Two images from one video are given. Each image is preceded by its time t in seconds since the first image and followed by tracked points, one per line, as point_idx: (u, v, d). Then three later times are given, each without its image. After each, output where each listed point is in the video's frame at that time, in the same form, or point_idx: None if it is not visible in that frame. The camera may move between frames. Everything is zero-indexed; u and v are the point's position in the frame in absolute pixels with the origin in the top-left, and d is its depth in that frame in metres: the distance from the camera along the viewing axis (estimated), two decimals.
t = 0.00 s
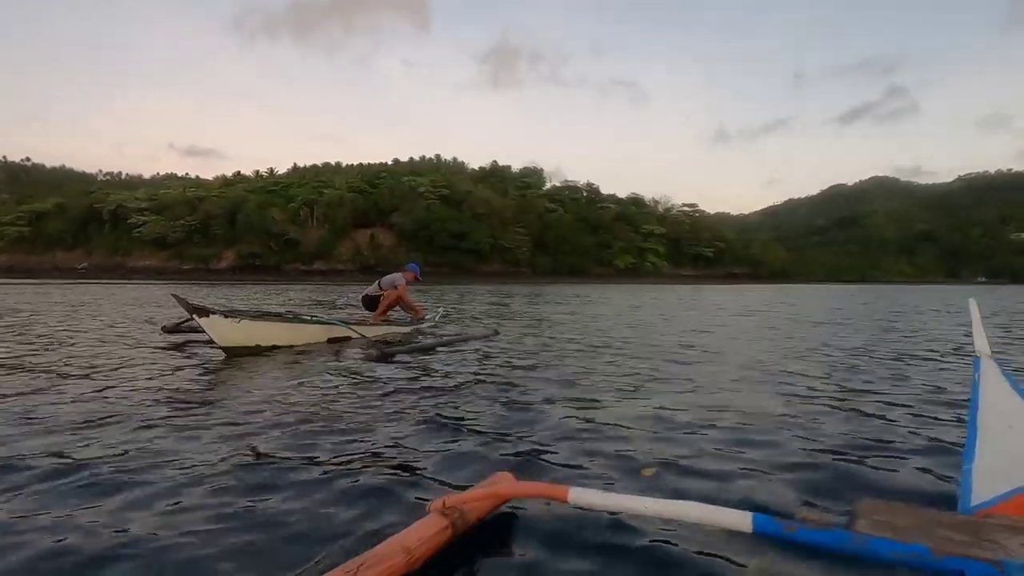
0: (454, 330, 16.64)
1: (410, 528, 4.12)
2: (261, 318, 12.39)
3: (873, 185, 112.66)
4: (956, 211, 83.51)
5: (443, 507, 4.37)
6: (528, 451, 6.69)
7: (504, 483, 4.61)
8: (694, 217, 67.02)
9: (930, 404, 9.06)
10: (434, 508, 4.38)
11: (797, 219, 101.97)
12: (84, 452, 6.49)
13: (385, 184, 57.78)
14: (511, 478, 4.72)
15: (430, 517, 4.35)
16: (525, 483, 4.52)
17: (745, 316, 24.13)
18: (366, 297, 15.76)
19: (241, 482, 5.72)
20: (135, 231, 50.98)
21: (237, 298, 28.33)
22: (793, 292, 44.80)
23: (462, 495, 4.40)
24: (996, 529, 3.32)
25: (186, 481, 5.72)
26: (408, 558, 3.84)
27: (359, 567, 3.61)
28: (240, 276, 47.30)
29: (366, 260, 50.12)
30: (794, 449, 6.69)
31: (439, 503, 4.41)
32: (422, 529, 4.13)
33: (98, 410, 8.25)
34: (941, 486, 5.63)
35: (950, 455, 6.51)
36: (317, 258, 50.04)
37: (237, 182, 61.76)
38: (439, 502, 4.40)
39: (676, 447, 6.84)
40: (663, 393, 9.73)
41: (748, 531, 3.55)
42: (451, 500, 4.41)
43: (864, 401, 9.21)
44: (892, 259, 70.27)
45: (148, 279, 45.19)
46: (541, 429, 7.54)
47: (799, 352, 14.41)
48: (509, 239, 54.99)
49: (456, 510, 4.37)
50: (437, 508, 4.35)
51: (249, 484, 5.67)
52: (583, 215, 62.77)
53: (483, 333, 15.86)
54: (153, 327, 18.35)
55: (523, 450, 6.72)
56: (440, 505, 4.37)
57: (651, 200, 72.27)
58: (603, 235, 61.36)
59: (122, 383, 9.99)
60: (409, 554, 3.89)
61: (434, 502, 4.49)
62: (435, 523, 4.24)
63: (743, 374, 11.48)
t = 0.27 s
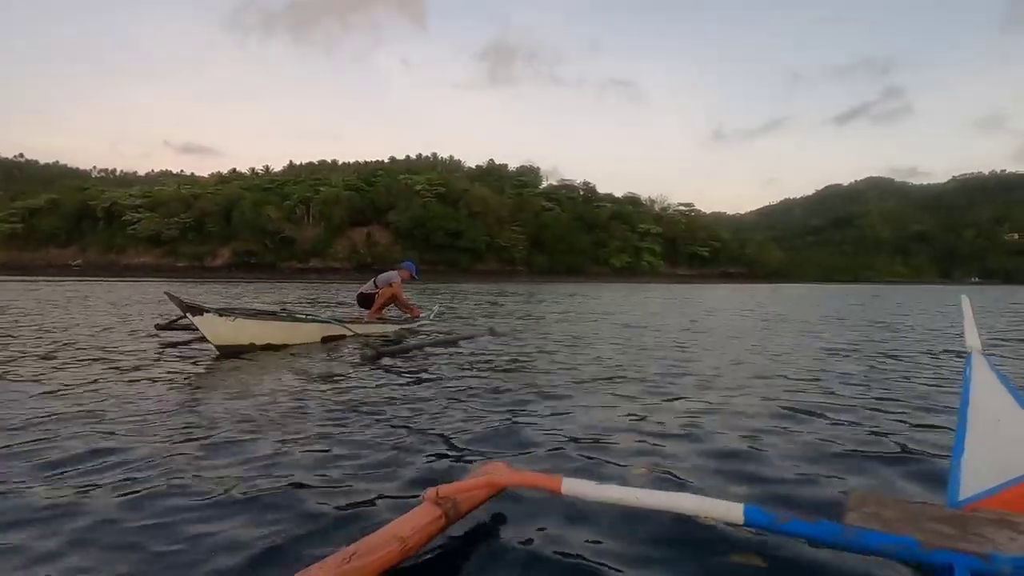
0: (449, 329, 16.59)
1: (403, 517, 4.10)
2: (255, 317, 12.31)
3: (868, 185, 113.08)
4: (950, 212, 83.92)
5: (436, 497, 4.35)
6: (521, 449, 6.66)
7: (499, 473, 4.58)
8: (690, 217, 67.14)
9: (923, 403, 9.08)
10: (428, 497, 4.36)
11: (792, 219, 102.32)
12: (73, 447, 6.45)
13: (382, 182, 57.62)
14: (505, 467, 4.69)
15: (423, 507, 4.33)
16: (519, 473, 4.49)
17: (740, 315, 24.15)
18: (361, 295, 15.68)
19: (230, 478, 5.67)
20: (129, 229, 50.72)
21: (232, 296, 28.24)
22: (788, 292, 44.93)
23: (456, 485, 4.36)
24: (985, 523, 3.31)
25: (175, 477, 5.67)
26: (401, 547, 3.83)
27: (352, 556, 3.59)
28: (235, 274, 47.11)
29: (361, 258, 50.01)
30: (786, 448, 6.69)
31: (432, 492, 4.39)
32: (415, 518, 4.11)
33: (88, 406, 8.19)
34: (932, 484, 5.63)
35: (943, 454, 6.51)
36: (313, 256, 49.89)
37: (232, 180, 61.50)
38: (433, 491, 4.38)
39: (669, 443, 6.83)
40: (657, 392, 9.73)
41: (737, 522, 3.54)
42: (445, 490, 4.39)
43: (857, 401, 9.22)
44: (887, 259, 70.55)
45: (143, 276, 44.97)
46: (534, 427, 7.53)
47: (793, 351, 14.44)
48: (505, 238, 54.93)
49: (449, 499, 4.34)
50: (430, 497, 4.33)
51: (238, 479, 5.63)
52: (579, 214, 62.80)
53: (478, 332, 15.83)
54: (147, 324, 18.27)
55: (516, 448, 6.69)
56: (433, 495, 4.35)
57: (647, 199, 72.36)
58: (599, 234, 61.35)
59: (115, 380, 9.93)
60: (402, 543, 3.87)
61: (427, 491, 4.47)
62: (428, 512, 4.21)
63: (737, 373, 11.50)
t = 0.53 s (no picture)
0: (441, 329, 16.57)
1: (391, 513, 4.09)
2: (245, 318, 12.27)
3: (860, 186, 113.87)
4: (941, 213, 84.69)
5: (424, 491, 4.34)
6: (508, 451, 6.67)
7: (486, 469, 4.57)
8: (683, 217, 67.39)
9: (909, 402, 9.14)
10: (416, 492, 4.35)
11: (785, 219, 102.92)
12: (56, 450, 6.41)
13: (375, 181, 57.49)
14: (494, 463, 4.69)
15: (411, 502, 4.32)
16: (507, 469, 4.49)
17: (732, 316, 24.25)
18: (352, 295, 15.65)
19: (213, 481, 5.65)
20: (120, 228, 50.37)
21: (224, 296, 28.14)
22: (780, 292, 45.20)
23: (443, 480, 4.35)
24: (958, 514, 3.34)
25: (158, 480, 5.65)
26: (388, 542, 3.82)
27: (339, 549, 3.59)
28: (227, 273, 46.87)
29: (355, 258, 49.90)
30: (773, 447, 6.73)
31: (420, 488, 4.38)
32: (403, 513, 4.10)
33: (74, 408, 8.14)
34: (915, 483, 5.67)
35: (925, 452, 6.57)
36: (306, 255, 49.69)
37: (225, 179, 61.18)
38: (421, 487, 4.37)
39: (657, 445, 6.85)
40: (647, 392, 9.79)
41: (719, 514, 3.57)
42: (433, 486, 4.38)
43: (845, 399, 9.27)
44: (878, 260, 71.09)
45: (134, 276, 44.66)
46: (523, 429, 7.54)
47: (783, 351, 14.54)
48: (499, 237, 54.92)
49: (437, 494, 4.33)
50: (419, 492, 4.31)
51: (222, 483, 5.61)
52: (573, 214, 62.88)
53: (470, 332, 15.85)
54: (137, 325, 18.18)
55: (503, 451, 6.70)
56: (422, 490, 4.33)
57: (641, 199, 72.59)
58: (593, 234, 61.44)
59: (102, 381, 9.87)
60: (390, 538, 3.87)
61: (415, 487, 4.45)
62: (416, 507, 4.21)
63: (726, 373, 11.57)
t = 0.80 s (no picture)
0: (430, 332, 16.53)
1: (379, 516, 4.07)
2: (231, 322, 12.18)
3: (846, 189, 115.27)
4: (926, 215, 85.88)
5: (412, 494, 4.31)
6: (496, 453, 6.63)
7: (475, 471, 4.55)
8: (673, 219, 67.79)
9: (893, 402, 9.26)
10: (404, 495, 4.32)
11: (773, 221, 103.84)
12: (34, 455, 6.29)
13: (365, 184, 57.31)
14: (482, 464, 4.66)
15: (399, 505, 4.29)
16: (495, 471, 4.47)
17: (720, 317, 24.41)
18: (341, 298, 15.56)
19: (196, 482, 5.58)
20: (107, 231, 49.75)
21: (211, 300, 27.87)
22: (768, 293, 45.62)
23: (432, 482, 4.31)
24: (937, 512, 3.37)
25: (138, 482, 5.56)
26: (375, 545, 3.80)
27: (327, 553, 3.57)
28: (215, 277, 46.44)
29: (345, 261, 49.66)
30: (758, 448, 6.77)
31: (408, 490, 4.34)
32: (389, 516, 4.07)
33: (55, 413, 8.01)
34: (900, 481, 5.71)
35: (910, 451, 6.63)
36: (295, 258, 49.37)
37: (213, 182, 60.68)
38: (409, 489, 4.32)
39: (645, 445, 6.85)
40: (636, 393, 9.84)
41: (703, 513, 3.58)
42: (421, 488, 4.34)
43: (829, 400, 9.39)
44: (865, 261, 71.92)
45: (121, 279, 44.13)
46: (512, 430, 7.53)
47: (769, 352, 14.72)
48: (490, 240, 54.90)
49: (425, 497, 4.30)
50: (406, 495, 4.28)
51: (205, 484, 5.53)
52: (564, 216, 63.05)
53: (459, 334, 15.85)
54: (122, 329, 17.98)
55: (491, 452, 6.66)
56: (410, 493, 4.29)
57: (631, 201, 72.95)
58: (584, 236, 61.60)
59: (84, 386, 9.74)
60: (376, 541, 3.85)
61: (402, 489, 4.41)
62: (403, 510, 4.17)
63: (714, 373, 11.68)
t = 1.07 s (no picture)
0: (418, 336, 16.45)
1: (363, 526, 4.01)
2: (214, 327, 12.01)
3: (832, 190, 116.54)
4: (910, 215, 87.05)
5: (398, 503, 4.24)
6: (481, 455, 6.58)
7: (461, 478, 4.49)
8: (661, 222, 68.13)
9: (877, 400, 9.34)
10: (389, 504, 4.25)
11: (760, 223, 104.71)
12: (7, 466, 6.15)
13: (354, 189, 56.98)
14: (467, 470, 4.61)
15: (385, 514, 4.24)
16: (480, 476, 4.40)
17: (708, 318, 24.52)
18: (326, 304, 15.46)
19: (174, 492, 5.48)
20: (90, 238, 49.03)
21: (197, 306, 27.55)
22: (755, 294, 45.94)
23: (417, 490, 4.26)
24: (917, 507, 3.38)
25: (116, 493, 5.45)
26: (361, 557, 3.73)
27: (311, 566, 3.50)
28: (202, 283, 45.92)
29: (334, 266, 49.35)
30: (744, 448, 6.78)
31: (394, 499, 4.27)
32: (373, 526, 4.01)
33: (31, 423, 7.85)
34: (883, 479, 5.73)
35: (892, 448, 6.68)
36: (283, 264, 48.95)
37: (200, 187, 60.07)
38: (395, 498, 4.26)
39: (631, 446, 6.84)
40: (623, 393, 9.85)
41: (686, 516, 3.55)
42: (407, 497, 4.29)
43: (814, 398, 9.46)
44: (851, 261, 72.70)
45: (105, 287, 43.52)
46: (497, 432, 7.49)
47: (755, 352, 14.84)
48: (480, 243, 54.79)
49: (410, 506, 4.24)
50: (392, 505, 4.23)
51: (185, 494, 5.44)
52: (553, 219, 63.12)
53: (447, 338, 15.79)
54: (104, 337, 17.70)
55: (476, 455, 6.62)
56: (395, 502, 4.24)
57: (620, 204, 73.24)
58: (573, 239, 61.69)
59: (62, 394, 9.56)
60: (362, 552, 3.78)
61: (388, 498, 4.35)
62: (389, 521, 4.11)
63: (701, 374, 11.74)
